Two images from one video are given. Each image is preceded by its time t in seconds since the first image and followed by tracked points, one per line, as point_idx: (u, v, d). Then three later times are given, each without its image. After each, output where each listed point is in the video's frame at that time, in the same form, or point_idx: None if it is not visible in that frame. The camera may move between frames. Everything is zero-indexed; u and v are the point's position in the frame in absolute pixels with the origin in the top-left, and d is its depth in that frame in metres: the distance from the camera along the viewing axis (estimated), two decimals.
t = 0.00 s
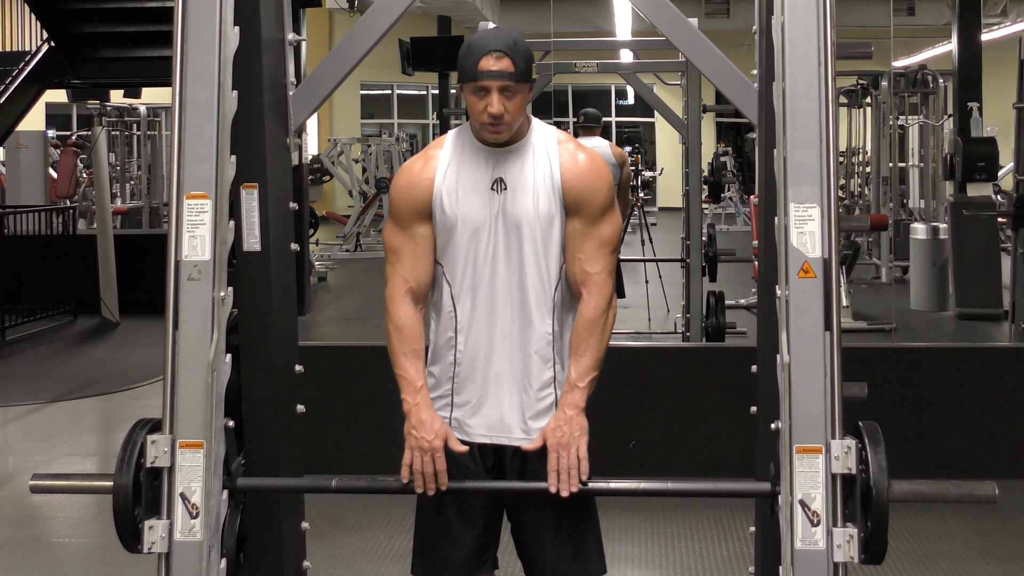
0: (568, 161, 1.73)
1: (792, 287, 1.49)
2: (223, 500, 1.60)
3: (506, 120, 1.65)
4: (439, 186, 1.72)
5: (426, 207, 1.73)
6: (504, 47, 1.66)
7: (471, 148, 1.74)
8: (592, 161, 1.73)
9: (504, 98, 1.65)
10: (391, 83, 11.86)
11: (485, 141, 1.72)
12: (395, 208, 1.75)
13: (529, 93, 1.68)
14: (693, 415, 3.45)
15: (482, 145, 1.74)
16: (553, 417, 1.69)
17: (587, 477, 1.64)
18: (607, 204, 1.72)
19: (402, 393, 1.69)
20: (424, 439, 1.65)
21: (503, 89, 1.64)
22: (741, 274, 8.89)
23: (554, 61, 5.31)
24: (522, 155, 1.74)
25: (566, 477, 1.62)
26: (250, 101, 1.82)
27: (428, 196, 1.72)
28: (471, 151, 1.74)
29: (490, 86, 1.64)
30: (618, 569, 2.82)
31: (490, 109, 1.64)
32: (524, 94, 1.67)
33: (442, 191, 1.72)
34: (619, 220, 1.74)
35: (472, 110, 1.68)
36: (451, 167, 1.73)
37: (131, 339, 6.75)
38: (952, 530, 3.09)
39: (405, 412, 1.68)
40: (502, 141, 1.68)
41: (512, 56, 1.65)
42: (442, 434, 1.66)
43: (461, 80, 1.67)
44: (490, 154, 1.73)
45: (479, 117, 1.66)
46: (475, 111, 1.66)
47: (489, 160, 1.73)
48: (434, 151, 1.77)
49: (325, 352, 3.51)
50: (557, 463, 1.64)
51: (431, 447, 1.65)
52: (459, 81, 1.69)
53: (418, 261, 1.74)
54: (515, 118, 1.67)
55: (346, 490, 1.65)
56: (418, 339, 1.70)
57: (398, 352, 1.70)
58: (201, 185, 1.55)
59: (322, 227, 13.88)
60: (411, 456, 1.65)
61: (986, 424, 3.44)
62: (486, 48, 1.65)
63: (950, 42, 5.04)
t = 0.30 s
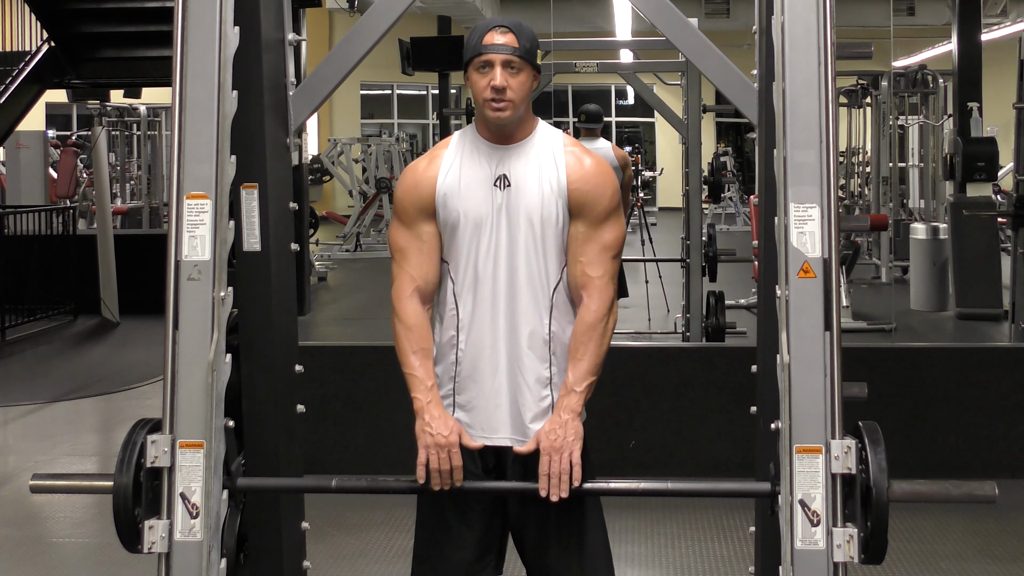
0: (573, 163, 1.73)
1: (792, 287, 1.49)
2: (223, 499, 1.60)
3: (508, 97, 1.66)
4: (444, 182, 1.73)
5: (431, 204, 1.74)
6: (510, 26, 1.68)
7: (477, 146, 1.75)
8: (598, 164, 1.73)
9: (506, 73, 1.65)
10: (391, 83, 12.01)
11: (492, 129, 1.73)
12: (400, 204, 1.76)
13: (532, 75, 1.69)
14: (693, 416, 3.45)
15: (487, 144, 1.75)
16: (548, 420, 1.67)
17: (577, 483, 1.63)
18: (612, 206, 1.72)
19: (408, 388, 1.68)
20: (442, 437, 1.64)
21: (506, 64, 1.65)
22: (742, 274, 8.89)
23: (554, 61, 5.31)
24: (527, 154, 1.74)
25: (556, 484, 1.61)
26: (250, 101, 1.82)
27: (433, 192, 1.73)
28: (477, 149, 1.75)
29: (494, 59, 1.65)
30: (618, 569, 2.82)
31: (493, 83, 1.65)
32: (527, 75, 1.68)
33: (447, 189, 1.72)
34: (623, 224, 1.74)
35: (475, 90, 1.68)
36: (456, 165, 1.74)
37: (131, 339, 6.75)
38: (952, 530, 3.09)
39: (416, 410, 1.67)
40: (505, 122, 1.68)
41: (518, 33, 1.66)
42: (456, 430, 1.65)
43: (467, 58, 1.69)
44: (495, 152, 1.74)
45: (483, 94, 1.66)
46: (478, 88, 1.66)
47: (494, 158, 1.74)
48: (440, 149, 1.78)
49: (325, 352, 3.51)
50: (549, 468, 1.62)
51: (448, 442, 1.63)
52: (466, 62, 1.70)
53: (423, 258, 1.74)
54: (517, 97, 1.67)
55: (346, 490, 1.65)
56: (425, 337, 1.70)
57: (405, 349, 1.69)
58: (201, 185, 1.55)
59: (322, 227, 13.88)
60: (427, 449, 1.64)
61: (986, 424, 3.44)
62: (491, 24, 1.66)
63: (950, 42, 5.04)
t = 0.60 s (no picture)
0: (577, 174, 1.72)
1: (792, 287, 1.49)
2: (223, 499, 1.60)
3: (508, 93, 1.65)
4: (446, 194, 1.71)
5: (434, 216, 1.72)
6: (512, 25, 1.69)
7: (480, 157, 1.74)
8: (602, 173, 1.71)
9: (507, 69, 1.65)
10: (391, 83, 12.02)
11: (493, 134, 1.72)
12: (401, 215, 1.74)
13: (533, 75, 1.69)
14: (693, 415, 3.45)
15: (491, 154, 1.74)
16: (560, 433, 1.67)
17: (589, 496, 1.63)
18: (618, 219, 1.71)
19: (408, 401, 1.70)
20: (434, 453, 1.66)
21: (507, 60, 1.65)
22: (742, 274, 8.89)
23: (554, 61, 5.31)
24: (530, 166, 1.74)
25: (571, 495, 1.62)
26: (250, 101, 1.82)
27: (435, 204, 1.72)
28: (480, 159, 1.74)
29: (495, 55, 1.65)
30: (618, 569, 2.82)
31: (493, 79, 1.64)
32: (528, 74, 1.68)
33: (450, 201, 1.71)
34: (628, 235, 1.73)
35: (476, 88, 1.68)
36: (459, 176, 1.73)
37: (131, 339, 6.75)
38: (952, 530, 3.09)
39: (410, 424, 1.68)
40: (506, 121, 1.67)
41: (519, 32, 1.67)
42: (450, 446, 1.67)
43: (469, 58, 1.69)
44: (498, 162, 1.73)
45: (483, 91, 1.66)
46: (479, 84, 1.66)
47: (498, 169, 1.73)
48: (442, 157, 1.76)
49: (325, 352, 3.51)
50: (563, 480, 1.63)
51: (439, 457, 1.65)
52: (467, 62, 1.70)
53: (426, 270, 1.74)
54: (518, 95, 1.66)
55: (346, 489, 1.65)
56: (425, 351, 1.71)
57: (404, 362, 1.71)
58: (201, 185, 1.55)
59: (322, 227, 13.88)
60: (417, 466, 1.66)
61: (985, 424, 3.44)
62: (493, 22, 1.68)
63: (950, 42, 5.04)
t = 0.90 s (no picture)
0: (581, 173, 1.72)
1: (792, 287, 1.49)
2: (223, 499, 1.60)
3: (513, 95, 1.65)
4: (451, 191, 1.72)
5: (437, 214, 1.73)
6: (516, 26, 1.69)
7: (485, 156, 1.75)
8: (607, 173, 1.72)
9: (511, 71, 1.65)
10: (392, 83, 12.06)
11: (498, 133, 1.72)
12: (406, 213, 1.75)
13: (538, 75, 1.68)
14: (694, 415, 3.45)
15: (496, 153, 1.74)
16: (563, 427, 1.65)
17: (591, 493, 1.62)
18: (622, 218, 1.71)
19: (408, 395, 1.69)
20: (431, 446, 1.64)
21: (511, 62, 1.65)
22: (742, 274, 8.89)
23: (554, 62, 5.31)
24: (535, 165, 1.73)
25: (570, 488, 1.61)
26: (250, 101, 1.82)
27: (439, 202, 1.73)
28: (485, 158, 1.74)
29: (499, 57, 1.64)
30: (617, 569, 2.82)
31: (498, 81, 1.64)
32: (533, 74, 1.68)
33: (453, 199, 1.72)
34: (633, 234, 1.74)
35: (481, 90, 1.68)
36: (464, 175, 1.73)
37: (131, 339, 6.75)
38: (952, 529, 3.09)
39: (410, 415, 1.68)
40: (511, 122, 1.67)
41: (524, 32, 1.67)
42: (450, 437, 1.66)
43: (474, 58, 1.69)
44: (503, 160, 1.73)
45: (488, 93, 1.66)
46: (484, 86, 1.66)
47: (503, 168, 1.73)
48: (447, 156, 1.77)
49: (325, 352, 3.51)
50: (563, 477, 1.61)
51: (436, 449, 1.64)
52: (472, 62, 1.70)
53: (430, 266, 1.75)
54: (522, 96, 1.66)
55: (346, 490, 1.65)
56: (427, 343, 1.71)
57: (405, 355, 1.71)
58: (201, 185, 1.55)
59: (322, 227, 13.88)
60: (418, 456, 1.65)
61: (986, 424, 3.44)
62: (497, 24, 1.67)
63: (950, 42, 5.05)
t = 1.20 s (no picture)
0: (595, 163, 1.74)
1: (792, 287, 1.49)
2: (223, 499, 1.60)
3: (525, 90, 1.67)
4: (465, 174, 1.75)
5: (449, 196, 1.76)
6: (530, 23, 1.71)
7: (498, 144, 1.76)
8: (619, 166, 1.76)
9: (523, 66, 1.67)
10: (391, 83, 12.06)
11: (512, 126, 1.74)
12: (422, 197, 1.79)
13: (551, 68, 1.70)
14: (693, 416, 3.45)
15: (510, 142, 1.76)
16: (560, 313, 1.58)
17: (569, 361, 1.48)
18: (631, 207, 1.75)
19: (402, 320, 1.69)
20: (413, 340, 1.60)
21: (523, 57, 1.67)
22: (742, 274, 8.89)
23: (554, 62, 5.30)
24: (549, 154, 1.74)
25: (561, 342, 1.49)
26: (250, 101, 1.82)
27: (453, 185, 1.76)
28: (499, 146, 1.76)
29: (511, 52, 1.67)
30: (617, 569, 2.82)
31: (510, 75, 1.67)
32: (545, 68, 1.69)
33: (465, 183, 1.74)
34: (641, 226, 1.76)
35: (496, 84, 1.71)
36: (477, 161, 1.76)
37: (131, 339, 6.75)
38: (952, 529, 3.09)
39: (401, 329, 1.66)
40: (523, 116, 1.69)
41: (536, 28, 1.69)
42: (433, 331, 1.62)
43: (488, 53, 1.71)
44: (516, 148, 1.75)
45: (502, 89, 1.69)
46: (496, 80, 1.68)
47: (516, 154, 1.74)
48: (463, 145, 1.80)
49: (325, 352, 3.51)
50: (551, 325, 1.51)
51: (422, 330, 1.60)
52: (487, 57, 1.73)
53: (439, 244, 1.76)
54: (535, 91, 1.68)
55: (346, 490, 1.65)
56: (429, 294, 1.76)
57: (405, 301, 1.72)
58: (201, 185, 1.55)
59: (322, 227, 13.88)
60: (398, 341, 1.60)
61: (986, 424, 3.44)
62: (509, 19, 1.70)
63: (950, 42, 5.05)
